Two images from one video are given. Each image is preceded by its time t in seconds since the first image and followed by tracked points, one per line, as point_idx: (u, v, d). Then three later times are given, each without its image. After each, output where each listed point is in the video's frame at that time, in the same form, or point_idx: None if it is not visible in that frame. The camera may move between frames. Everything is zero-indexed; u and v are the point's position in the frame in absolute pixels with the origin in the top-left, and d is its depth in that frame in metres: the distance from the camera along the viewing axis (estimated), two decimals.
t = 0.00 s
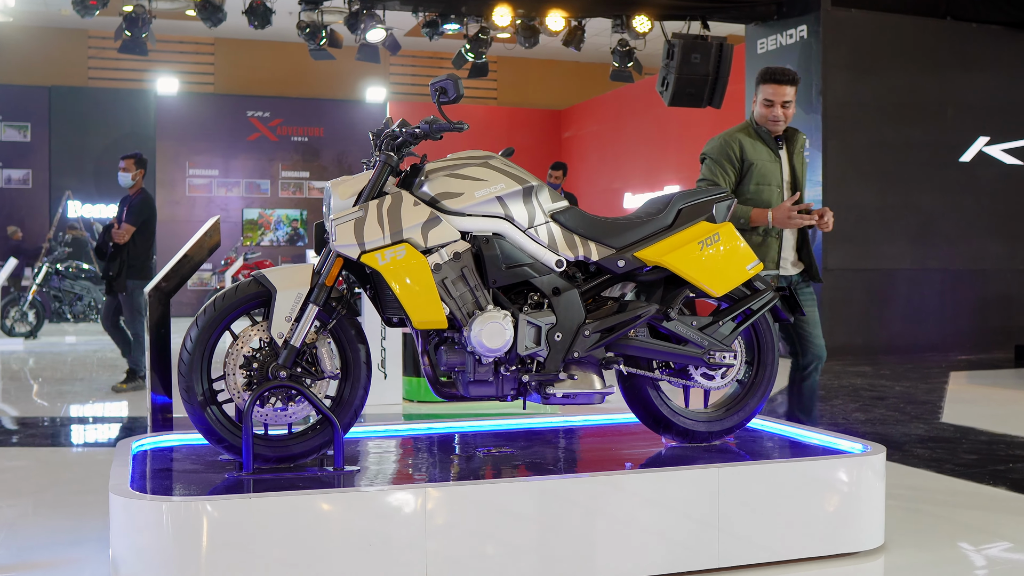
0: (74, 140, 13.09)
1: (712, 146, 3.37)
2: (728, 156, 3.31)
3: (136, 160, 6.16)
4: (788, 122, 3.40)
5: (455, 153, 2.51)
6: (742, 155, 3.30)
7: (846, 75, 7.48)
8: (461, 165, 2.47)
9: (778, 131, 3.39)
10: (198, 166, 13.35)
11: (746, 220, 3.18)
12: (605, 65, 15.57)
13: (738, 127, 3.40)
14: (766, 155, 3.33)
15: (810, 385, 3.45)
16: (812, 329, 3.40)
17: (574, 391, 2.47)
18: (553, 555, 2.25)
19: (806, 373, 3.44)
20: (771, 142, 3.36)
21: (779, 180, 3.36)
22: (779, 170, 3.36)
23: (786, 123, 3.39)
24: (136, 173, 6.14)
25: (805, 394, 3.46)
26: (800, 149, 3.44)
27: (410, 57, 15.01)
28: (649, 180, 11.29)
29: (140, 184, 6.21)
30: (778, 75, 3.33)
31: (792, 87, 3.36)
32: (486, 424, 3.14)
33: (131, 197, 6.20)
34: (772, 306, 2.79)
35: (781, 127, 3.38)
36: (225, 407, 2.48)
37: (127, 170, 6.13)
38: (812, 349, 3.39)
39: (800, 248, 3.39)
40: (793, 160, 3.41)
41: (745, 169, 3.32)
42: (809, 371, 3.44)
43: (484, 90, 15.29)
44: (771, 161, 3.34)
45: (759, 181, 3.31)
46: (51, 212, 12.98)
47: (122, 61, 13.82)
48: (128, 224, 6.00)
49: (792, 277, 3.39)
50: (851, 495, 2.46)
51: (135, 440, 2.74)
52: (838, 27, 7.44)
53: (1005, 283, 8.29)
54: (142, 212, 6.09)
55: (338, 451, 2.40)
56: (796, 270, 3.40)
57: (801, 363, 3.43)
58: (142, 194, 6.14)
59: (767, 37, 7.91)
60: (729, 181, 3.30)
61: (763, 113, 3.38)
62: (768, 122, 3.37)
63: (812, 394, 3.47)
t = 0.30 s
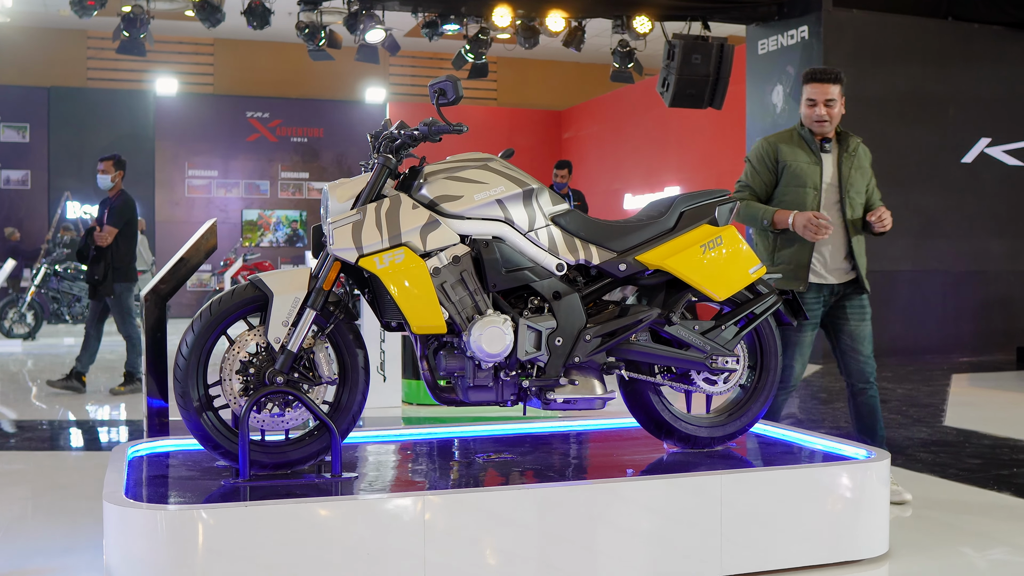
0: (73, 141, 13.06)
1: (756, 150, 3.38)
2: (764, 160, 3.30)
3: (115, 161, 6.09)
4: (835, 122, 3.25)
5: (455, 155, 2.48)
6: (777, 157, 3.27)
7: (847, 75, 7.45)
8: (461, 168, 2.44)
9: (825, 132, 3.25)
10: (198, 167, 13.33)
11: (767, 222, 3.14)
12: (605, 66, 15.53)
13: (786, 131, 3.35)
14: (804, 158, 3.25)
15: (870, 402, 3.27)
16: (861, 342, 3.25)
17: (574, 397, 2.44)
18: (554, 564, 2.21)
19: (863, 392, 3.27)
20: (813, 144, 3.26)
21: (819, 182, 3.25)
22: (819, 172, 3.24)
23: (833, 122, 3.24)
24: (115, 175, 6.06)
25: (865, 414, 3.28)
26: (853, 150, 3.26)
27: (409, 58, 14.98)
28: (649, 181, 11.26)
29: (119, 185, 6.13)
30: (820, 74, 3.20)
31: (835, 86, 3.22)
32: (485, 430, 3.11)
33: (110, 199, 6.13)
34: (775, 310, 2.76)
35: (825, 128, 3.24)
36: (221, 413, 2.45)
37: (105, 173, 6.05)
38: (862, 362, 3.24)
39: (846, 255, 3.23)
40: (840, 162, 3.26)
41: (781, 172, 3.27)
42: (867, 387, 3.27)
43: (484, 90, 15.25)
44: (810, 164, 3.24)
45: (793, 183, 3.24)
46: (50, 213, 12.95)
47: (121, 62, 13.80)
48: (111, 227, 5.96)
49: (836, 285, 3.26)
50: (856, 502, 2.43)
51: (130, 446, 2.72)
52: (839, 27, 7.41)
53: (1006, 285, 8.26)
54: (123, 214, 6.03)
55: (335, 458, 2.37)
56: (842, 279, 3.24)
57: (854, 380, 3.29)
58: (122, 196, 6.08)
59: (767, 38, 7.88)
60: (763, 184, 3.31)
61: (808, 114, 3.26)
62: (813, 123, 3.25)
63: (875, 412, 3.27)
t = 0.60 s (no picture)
0: (73, 142, 13.05)
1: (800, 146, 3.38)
2: (804, 156, 3.30)
3: (91, 163, 6.12)
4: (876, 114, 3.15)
5: (455, 158, 2.47)
6: (813, 152, 3.26)
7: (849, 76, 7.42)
8: (461, 171, 2.42)
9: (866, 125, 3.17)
10: (198, 168, 13.32)
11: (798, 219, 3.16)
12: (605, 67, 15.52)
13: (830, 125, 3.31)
14: (840, 151, 3.20)
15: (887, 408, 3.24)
16: (891, 348, 3.18)
17: (575, 402, 2.42)
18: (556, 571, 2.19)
19: (880, 399, 3.23)
20: (852, 138, 3.19)
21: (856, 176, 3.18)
22: (856, 166, 3.18)
23: (873, 115, 3.15)
24: (92, 176, 6.08)
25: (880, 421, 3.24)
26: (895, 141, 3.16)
27: (410, 59, 14.97)
28: (650, 182, 11.24)
29: (96, 186, 6.14)
30: (858, 64, 3.12)
31: (876, 76, 3.10)
32: (486, 434, 3.10)
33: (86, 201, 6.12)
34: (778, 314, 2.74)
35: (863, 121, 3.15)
36: (219, 419, 2.43)
37: (82, 173, 6.07)
38: (886, 369, 3.20)
39: (882, 251, 3.13)
40: (880, 155, 3.17)
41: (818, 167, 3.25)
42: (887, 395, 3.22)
43: (484, 92, 15.24)
44: (846, 157, 3.18)
45: (827, 178, 3.21)
46: (50, 215, 12.94)
47: (121, 64, 13.79)
48: (88, 225, 5.94)
49: (871, 284, 3.16)
50: (860, 508, 2.41)
51: (128, 451, 2.71)
52: (840, 28, 7.38)
53: (1008, 286, 8.25)
54: (100, 213, 6.03)
55: (334, 464, 2.35)
56: (877, 275, 3.14)
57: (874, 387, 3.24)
58: (99, 197, 6.08)
59: (769, 39, 7.92)
60: (802, 180, 3.32)
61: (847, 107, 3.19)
62: (852, 115, 3.18)
63: (888, 419, 3.23)
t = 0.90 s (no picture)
0: (74, 143, 13.05)
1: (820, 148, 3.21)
2: (821, 160, 3.14)
3: (71, 163, 6.10)
4: (888, 115, 2.92)
5: (454, 162, 2.46)
6: (827, 155, 3.08)
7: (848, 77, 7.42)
8: (460, 174, 2.41)
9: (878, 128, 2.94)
10: (198, 169, 13.32)
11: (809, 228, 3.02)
12: (605, 70, 15.53)
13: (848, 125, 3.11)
14: (852, 156, 3.01)
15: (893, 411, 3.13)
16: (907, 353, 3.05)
17: (574, 405, 2.42)
18: None
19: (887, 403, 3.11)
20: (865, 140, 2.99)
21: (869, 180, 2.98)
22: (869, 169, 2.98)
23: (884, 116, 2.91)
24: (71, 177, 6.06)
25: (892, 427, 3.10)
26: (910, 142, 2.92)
27: (410, 61, 14.97)
28: (650, 183, 11.23)
29: (76, 188, 6.13)
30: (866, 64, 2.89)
31: (885, 76, 2.86)
32: (484, 437, 3.09)
33: (66, 202, 6.11)
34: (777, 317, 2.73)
35: (872, 123, 2.93)
36: (217, 423, 2.43)
37: (62, 175, 6.05)
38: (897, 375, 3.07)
39: (892, 258, 2.94)
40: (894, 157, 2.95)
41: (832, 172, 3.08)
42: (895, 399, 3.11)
43: (484, 93, 15.24)
44: (858, 162, 2.99)
45: (840, 184, 3.03)
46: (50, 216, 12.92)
47: (121, 65, 13.79)
48: (69, 226, 5.94)
49: (886, 290, 2.97)
50: (858, 514, 2.40)
51: (126, 455, 2.70)
52: (840, 29, 7.38)
53: (1007, 288, 8.25)
54: (79, 214, 6.00)
55: (332, 468, 2.35)
56: (888, 282, 2.95)
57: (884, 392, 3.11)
58: (80, 198, 6.08)
59: (769, 41, 7.93)
60: (818, 184, 3.15)
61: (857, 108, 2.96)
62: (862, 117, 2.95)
63: (893, 422, 3.13)
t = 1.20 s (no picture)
0: (72, 144, 13.04)
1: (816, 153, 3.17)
2: (818, 167, 3.10)
3: (54, 164, 6.04)
4: (879, 116, 2.89)
5: (450, 165, 2.46)
6: (824, 162, 3.04)
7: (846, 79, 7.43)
8: (456, 177, 2.41)
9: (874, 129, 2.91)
10: (197, 170, 13.31)
11: (812, 237, 2.98)
12: (604, 71, 15.55)
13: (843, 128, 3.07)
14: (849, 160, 2.97)
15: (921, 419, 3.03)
16: (921, 361, 2.95)
17: (570, 409, 2.41)
18: None
19: (907, 414, 3.02)
20: (862, 143, 2.95)
21: (869, 184, 2.94)
22: (869, 173, 2.93)
23: (876, 117, 2.89)
24: (54, 178, 6.02)
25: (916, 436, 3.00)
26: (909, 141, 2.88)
27: (408, 62, 14.98)
28: (649, 184, 11.23)
29: (58, 189, 6.08)
30: (853, 65, 2.86)
31: (873, 76, 2.83)
32: (481, 440, 3.09)
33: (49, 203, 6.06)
34: (773, 320, 2.73)
35: (864, 125, 2.90)
36: (213, 426, 2.42)
37: (43, 176, 6.01)
38: (919, 384, 2.96)
39: (898, 260, 2.89)
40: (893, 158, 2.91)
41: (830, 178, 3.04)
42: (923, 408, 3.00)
43: (482, 93, 15.24)
44: (857, 165, 2.95)
45: (839, 189, 2.99)
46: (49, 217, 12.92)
47: (120, 66, 13.78)
48: (48, 229, 5.88)
49: (893, 294, 2.91)
50: (855, 517, 2.40)
51: (123, 458, 2.70)
52: (839, 30, 7.38)
53: (1006, 289, 8.25)
54: (59, 216, 5.94)
55: (328, 470, 2.35)
56: (895, 286, 2.90)
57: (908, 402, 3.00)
58: (62, 199, 6.02)
59: (767, 42, 7.95)
60: (817, 191, 3.11)
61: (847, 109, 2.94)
62: (853, 119, 2.93)
63: (911, 430, 3.05)
